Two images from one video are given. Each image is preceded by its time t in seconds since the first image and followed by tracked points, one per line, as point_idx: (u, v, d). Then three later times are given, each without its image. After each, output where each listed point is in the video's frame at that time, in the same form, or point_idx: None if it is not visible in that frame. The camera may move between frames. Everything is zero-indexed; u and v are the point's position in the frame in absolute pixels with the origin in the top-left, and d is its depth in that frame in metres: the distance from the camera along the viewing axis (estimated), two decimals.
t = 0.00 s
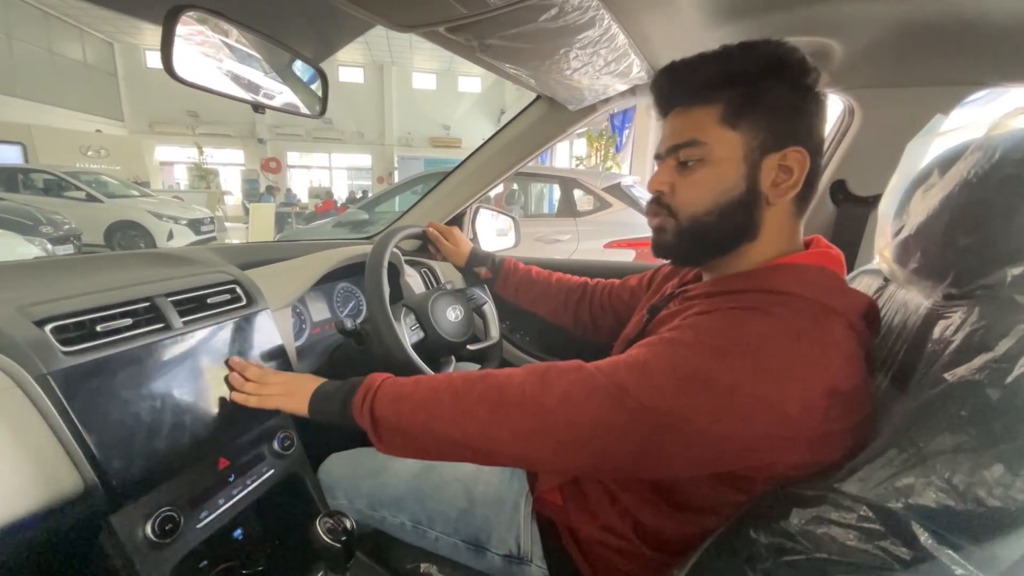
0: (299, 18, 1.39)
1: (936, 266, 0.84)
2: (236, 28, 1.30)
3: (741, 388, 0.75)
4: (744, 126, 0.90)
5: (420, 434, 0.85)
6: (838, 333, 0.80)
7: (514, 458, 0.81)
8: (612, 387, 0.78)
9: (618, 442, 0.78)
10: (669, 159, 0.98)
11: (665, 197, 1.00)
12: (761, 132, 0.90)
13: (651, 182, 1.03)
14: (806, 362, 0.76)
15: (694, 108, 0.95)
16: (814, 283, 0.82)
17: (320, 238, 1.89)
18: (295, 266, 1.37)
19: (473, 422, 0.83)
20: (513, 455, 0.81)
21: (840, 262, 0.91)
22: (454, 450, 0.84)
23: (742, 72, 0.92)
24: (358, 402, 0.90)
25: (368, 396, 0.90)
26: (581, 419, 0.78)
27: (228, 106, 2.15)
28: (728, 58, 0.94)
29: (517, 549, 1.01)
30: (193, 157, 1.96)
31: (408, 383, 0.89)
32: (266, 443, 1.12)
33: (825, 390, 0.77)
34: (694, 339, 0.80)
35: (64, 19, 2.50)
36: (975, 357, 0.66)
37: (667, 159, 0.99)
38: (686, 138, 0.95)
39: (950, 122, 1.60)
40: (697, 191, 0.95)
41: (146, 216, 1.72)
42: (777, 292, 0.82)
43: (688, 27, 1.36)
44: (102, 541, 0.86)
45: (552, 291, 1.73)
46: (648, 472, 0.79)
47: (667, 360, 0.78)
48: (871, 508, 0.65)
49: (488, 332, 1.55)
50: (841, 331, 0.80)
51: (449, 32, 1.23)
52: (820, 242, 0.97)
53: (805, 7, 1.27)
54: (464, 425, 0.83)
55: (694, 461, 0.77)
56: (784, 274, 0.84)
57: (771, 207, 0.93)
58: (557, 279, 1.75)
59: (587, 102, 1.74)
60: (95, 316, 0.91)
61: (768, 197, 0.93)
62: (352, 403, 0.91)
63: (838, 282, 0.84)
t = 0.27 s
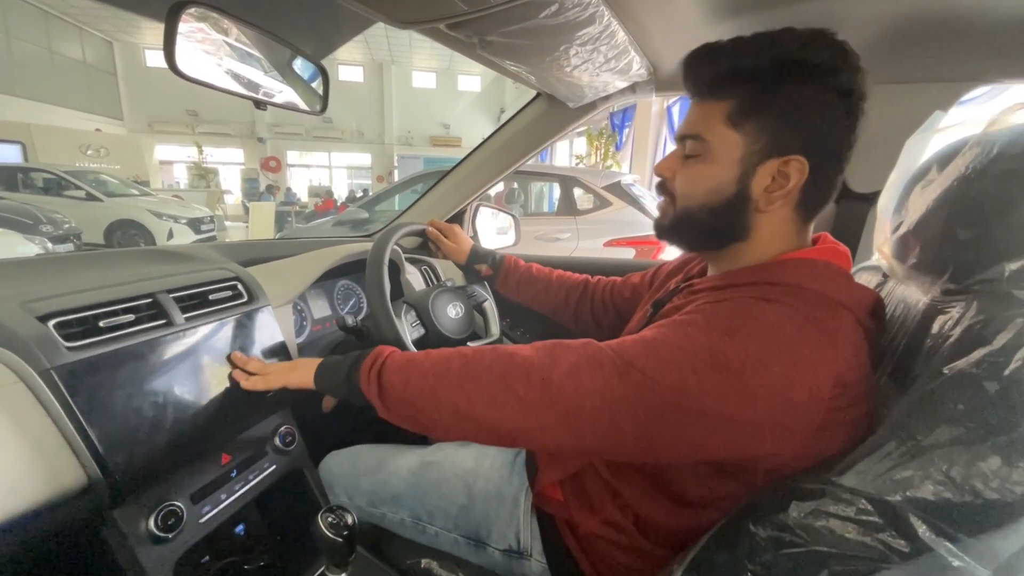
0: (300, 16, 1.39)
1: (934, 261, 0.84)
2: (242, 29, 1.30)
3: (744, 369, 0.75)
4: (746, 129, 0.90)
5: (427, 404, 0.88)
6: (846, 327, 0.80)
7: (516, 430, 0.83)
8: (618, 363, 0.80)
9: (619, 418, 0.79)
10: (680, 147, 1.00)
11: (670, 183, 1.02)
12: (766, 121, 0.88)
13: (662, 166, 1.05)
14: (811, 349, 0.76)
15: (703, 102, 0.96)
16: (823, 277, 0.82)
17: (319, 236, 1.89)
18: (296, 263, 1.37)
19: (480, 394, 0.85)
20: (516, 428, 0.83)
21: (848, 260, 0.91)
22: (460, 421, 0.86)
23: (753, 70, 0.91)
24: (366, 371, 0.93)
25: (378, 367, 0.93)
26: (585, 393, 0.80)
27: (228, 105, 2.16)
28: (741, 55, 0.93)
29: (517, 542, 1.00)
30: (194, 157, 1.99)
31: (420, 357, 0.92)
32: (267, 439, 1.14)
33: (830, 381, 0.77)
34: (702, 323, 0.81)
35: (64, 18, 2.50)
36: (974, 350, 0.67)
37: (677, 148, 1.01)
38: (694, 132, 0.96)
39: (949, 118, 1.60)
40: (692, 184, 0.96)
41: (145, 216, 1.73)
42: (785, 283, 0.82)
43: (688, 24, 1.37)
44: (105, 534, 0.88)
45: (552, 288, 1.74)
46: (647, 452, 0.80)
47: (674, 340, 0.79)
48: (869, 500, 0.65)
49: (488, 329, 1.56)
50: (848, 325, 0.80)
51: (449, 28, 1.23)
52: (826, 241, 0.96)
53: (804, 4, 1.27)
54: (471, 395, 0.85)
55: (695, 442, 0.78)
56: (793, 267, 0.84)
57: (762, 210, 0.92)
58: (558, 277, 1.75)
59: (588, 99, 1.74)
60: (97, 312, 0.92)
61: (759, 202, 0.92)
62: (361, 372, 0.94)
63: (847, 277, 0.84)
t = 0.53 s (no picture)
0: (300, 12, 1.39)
1: (935, 259, 0.84)
2: (239, 21, 1.30)
3: (749, 364, 0.75)
4: (755, 127, 0.89)
5: (428, 394, 0.87)
6: (851, 328, 0.80)
7: (517, 422, 0.82)
8: (623, 356, 0.80)
9: (622, 411, 0.78)
10: (688, 149, 1.00)
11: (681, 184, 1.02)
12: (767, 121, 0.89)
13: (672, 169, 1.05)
14: (816, 347, 0.76)
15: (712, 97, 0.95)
16: (828, 278, 0.83)
17: (319, 234, 1.89)
18: (296, 261, 1.37)
19: (482, 384, 0.84)
20: (517, 419, 0.82)
21: (858, 261, 0.91)
22: (460, 411, 0.85)
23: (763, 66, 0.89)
24: (366, 358, 0.94)
25: (380, 355, 0.93)
26: (587, 385, 0.79)
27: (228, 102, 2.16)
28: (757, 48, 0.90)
29: (516, 539, 1.03)
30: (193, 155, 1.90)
31: (423, 346, 0.92)
32: (268, 436, 1.14)
33: (834, 380, 0.77)
34: (707, 319, 0.81)
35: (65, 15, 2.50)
36: (975, 348, 0.67)
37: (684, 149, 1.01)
38: (702, 132, 0.96)
39: (949, 116, 1.58)
40: (702, 186, 0.96)
41: (145, 213, 1.73)
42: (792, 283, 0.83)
43: (689, 21, 1.36)
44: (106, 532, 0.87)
45: (553, 283, 1.74)
46: (648, 447, 0.80)
47: (679, 335, 0.79)
48: (870, 497, 0.65)
49: (489, 327, 1.56)
50: (852, 326, 0.80)
51: (450, 25, 1.23)
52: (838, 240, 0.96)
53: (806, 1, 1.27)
54: (473, 385, 0.85)
55: (697, 437, 0.77)
56: (799, 268, 0.84)
57: (774, 208, 0.92)
58: (559, 272, 1.75)
59: (588, 96, 1.73)
60: (97, 308, 0.91)
61: (772, 200, 0.92)
62: (362, 362, 0.93)
63: (852, 278, 0.84)
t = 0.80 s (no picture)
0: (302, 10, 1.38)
1: (939, 258, 0.84)
2: (240, 18, 1.30)
3: (752, 368, 0.74)
4: (727, 133, 0.89)
5: (429, 398, 0.87)
6: (855, 327, 0.80)
7: (519, 426, 0.82)
8: (625, 359, 0.79)
9: (624, 415, 0.78)
10: (660, 173, 0.98)
11: (661, 210, 1.00)
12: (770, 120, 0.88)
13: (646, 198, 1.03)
14: (819, 349, 0.76)
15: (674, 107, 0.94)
16: (830, 277, 0.82)
17: (320, 233, 1.89)
18: (297, 259, 1.37)
19: (483, 389, 0.84)
20: (519, 423, 0.82)
21: (857, 258, 0.89)
22: (461, 416, 0.85)
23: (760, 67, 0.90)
24: (367, 361, 0.94)
25: (380, 360, 0.93)
26: (589, 390, 0.79)
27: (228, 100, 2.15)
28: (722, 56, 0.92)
29: (517, 538, 1.02)
30: (193, 153, 2.01)
31: (423, 351, 0.91)
32: (268, 434, 1.13)
33: (837, 382, 0.76)
34: (709, 321, 0.80)
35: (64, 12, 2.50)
36: (980, 348, 0.66)
37: (658, 172, 0.99)
38: (672, 152, 0.94)
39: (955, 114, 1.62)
40: (690, 201, 0.94)
41: (146, 212, 1.72)
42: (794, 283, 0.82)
43: (691, 19, 1.36)
44: (106, 530, 0.87)
45: (554, 283, 1.74)
46: (651, 450, 0.79)
47: (682, 337, 0.79)
48: (873, 497, 0.65)
49: (490, 326, 1.56)
50: (856, 326, 0.80)
51: (452, 21, 1.23)
52: (836, 238, 0.95)
53: None
54: (474, 390, 0.84)
55: (699, 440, 0.77)
56: (802, 267, 0.84)
57: (767, 207, 0.92)
58: (559, 272, 1.74)
59: (590, 94, 1.73)
60: (98, 306, 0.91)
61: (762, 199, 0.91)
62: (363, 366, 0.93)
63: (854, 276, 0.84)
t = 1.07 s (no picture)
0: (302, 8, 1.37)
1: (939, 256, 0.84)
2: (240, 16, 1.29)
3: (752, 366, 0.75)
4: (706, 135, 0.90)
5: (429, 399, 0.87)
6: (850, 323, 0.80)
7: (520, 427, 0.82)
8: (625, 359, 0.80)
9: (625, 415, 0.78)
10: (642, 178, 0.98)
11: (645, 215, 1.00)
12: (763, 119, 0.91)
13: (630, 204, 1.03)
14: (817, 347, 0.76)
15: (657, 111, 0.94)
16: (824, 272, 0.83)
17: (321, 231, 1.89)
18: (297, 257, 1.37)
19: (483, 390, 0.84)
20: (520, 425, 0.82)
21: (842, 253, 0.90)
22: (462, 418, 0.85)
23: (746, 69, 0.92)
24: (364, 365, 0.94)
25: (378, 362, 0.93)
26: (590, 391, 0.79)
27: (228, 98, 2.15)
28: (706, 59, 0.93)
29: (519, 536, 1.03)
30: (194, 152, 2.02)
31: (420, 353, 0.91)
32: (268, 431, 1.13)
33: (835, 379, 0.77)
34: (707, 320, 0.80)
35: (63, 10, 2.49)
36: (979, 344, 0.67)
37: (640, 177, 0.99)
38: (654, 156, 0.95)
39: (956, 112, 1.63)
40: (673, 204, 0.95)
41: (146, 211, 1.72)
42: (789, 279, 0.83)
43: (691, 17, 1.36)
44: (109, 527, 0.87)
45: (552, 284, 1.74)
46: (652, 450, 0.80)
47: (680, 335, 0.79)
48: (873, 493, 0.65)
49: (490, 324, 1.56)
50: (850, 322, 0.80)
51: (453, 19, 1.23)
52: (821, 233, 0.96)
53: None
54: (474, 391, 0.85)
55: (700, 439, 0.77)
56: (796, 263, 0.84)
57: (751, 204, 0.93)
58: (556, 273, 1.76)
59: (591, 92, 1.72)
60: (100, 304, 0.92)
61: (745, 197, 0.92)
62: (360, 367, 0.94)
63: (844, 272, 0.84)
